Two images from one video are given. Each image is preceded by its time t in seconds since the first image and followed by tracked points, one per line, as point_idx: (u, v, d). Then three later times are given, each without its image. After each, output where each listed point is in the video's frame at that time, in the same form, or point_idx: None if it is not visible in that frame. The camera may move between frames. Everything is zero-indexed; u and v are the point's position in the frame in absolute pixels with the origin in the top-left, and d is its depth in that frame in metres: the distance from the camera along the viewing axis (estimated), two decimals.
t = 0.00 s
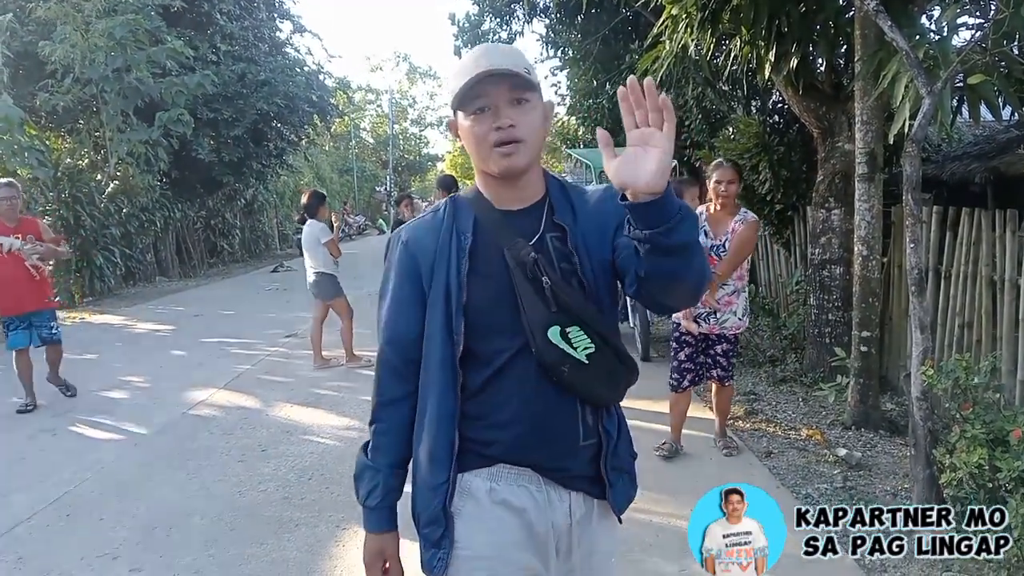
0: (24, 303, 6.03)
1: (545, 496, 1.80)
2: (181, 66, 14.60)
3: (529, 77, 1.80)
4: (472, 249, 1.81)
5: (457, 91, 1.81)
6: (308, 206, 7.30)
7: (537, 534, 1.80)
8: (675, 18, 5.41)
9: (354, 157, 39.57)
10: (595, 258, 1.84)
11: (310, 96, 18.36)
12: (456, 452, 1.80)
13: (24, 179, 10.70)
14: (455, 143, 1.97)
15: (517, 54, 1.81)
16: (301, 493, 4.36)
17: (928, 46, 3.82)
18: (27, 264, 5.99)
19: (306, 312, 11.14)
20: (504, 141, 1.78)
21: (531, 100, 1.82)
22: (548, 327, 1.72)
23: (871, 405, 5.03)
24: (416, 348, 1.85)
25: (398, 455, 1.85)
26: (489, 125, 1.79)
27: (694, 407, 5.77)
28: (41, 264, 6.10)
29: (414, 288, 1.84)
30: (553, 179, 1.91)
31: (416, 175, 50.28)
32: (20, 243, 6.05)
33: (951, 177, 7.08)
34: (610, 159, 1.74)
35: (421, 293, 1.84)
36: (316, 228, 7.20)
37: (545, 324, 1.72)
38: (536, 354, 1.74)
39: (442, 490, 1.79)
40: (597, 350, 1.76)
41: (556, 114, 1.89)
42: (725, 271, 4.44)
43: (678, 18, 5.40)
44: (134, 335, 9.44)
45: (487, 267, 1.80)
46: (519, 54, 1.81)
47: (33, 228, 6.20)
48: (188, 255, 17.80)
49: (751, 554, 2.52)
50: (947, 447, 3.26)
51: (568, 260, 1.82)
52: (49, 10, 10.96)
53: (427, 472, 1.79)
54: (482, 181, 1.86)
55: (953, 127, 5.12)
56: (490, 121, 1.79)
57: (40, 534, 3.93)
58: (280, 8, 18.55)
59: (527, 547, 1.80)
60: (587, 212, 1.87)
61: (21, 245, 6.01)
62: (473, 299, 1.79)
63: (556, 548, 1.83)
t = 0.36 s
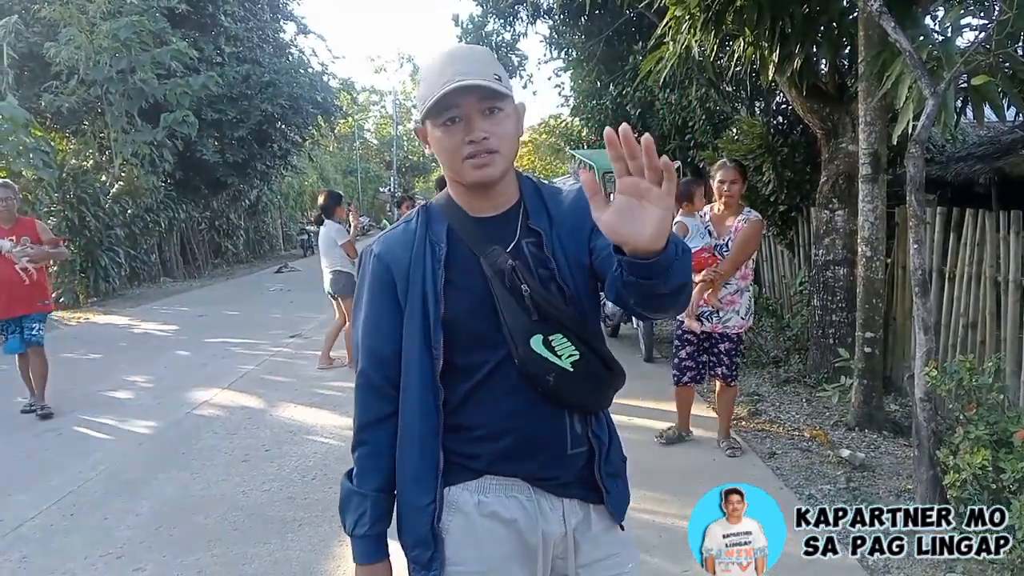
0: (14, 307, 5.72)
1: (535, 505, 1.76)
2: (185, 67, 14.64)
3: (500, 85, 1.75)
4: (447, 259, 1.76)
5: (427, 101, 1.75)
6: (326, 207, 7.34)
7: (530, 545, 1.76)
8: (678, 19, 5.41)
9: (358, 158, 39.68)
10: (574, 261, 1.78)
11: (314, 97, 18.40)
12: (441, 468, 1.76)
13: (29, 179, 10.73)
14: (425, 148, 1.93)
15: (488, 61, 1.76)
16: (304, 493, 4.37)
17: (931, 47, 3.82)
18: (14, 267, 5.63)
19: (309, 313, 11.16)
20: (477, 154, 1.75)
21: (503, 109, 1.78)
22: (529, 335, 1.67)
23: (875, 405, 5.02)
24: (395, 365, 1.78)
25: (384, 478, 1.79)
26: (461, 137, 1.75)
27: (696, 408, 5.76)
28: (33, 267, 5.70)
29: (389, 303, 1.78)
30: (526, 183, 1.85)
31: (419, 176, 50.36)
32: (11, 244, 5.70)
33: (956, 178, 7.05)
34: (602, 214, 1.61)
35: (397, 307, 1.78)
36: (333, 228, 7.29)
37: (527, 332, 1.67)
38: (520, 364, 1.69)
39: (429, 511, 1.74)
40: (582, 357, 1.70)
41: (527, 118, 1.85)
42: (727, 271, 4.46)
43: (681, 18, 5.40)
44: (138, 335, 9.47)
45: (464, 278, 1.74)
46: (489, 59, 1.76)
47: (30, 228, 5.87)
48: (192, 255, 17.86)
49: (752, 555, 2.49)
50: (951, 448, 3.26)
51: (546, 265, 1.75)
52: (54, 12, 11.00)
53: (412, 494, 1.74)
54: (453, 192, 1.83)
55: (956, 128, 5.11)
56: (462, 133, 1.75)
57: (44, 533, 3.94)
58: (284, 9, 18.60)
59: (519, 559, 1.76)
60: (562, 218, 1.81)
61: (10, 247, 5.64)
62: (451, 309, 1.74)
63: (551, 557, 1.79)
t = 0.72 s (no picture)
0: (9, 310, 5.70)
1: (540, 507, 1.75)
2: (189, 66, 14.66)
3: (505, 77, 1.75)
4: (454, 256, 1.75)
5: (431, 94, 1.75)
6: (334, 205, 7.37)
7: (534, 547, 1.76)
8: (681, 17, 5.40)
9: (361, 157, 39.67)
10: (579, 259, 1.80)
11: (316, 95, 18.40)
12: (448, 467, 1.75)
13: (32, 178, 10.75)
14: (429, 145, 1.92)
15: (491, 54, 1.76)
16: (307, 491, 4.38)
17: (934, 45, 3.81)
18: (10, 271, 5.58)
19: (312, 311, 11.17)
20: (484, 146, 1.73)
21: (508, 101, 1.77)
22: (535, 334, 1.67)
23: (878, 404, 5.01)
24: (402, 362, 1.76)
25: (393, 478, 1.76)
26: (467, 128, 1.73)
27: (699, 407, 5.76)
28: (28, 271, 5.64)
29: (395, 300, 1.76)
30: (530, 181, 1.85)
31: (422, 174, 50.37)
32: (8, 247, 5.65)
33: (959, 177, 7.02)
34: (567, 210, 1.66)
35: (404, 304, 1.76)
36: (340, 228, 7.28)
37: (534, 331, 1.68)
38: (525, 362, 1.69)
39: (438, 510, 1.73)
40: (587, 356, 1.72)
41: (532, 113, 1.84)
42: (715, 267, 4.48)
43: (684, 16, 5.41)
44: (141, 334, 9.49)
45: (470, 275, 1.74)
46: (493, 52, 1.76)
47: (31, 230, 5.78)
48: (196, 254, 17.89)
49: (751, 554, 2.48)
50: (954, 447, 3.26)
51: (551, 264, 1.77)
52: (57, 11, 11.00)
53: (421, 493, 1.72)
54: (459, 184, 1.81)
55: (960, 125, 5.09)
56: (470, 124, 1.73)
57: (47, 531, 3.95)
58: (286, 7, 18.60)
59: (524, 560, 1.76)
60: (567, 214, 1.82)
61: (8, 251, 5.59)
62: (458, 308, 1.73)
63: (555, 559, 1.78)
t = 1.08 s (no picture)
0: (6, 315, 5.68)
1: (549, 501, 1.76)
2: (189, 71, 14.68)
3: (533, 78, 1.77)
4: (474, 254, 1.76)
5: (460, 91, 1.78)
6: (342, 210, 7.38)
7: (543, 541, 1.77)
8: (681, 21, 5.41)
9: (361, 161, 39.71)
10: (597, 256, 1.79)
11: (316, 100, 18.43)
12: (462, 461, 1.75)
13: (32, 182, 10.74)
14: (457, 148, 1.95)
15: (521, 57, 1.79)
16: (308, 496, 4.38)
17: (933, 48, 3.81)
18: (7, 276, 5.60)
19: (312, 315, 11.17)
20: (507, 143, 1.75)
21: (535, 104, 1.79)
22: (548, 333, 1.68)
23: (878, 407, 5.01)
24: (421, 355, 1.77)
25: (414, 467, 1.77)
26: (491, 126, 1.76)
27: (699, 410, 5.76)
28: (26, 276, 5.65)
29: (417, 295, 1.77)
30: (554, 181, 1.86)
31: (421, 178, 50.41)
32: (6, 251, 5.64)
33: (958, 180, 7.04)
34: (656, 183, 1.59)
35: (425, 298, 1.77)
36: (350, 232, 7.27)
37: (546, 330, 1.68)
38: (537, 361, 1.69)
39: (450, 501, 1.73)
40: (598, 358, 1.70)
41: (558, 119, 1.86)
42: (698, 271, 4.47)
43: (684, 20, 5.42)
44: (141, 338, 9.48)
45: (488, 273, 1.75)
46: (522, 55, 1.79)
47: (29, 235, 5.74)
48: (195, 258, 17.89)
49: (752, 555, 2.48)
50: (955, 450, 3.26)
51: (566, 263, 1.78)
52: (58, 16, 11.01)
53: (437, 484, 1.73)
54: (482, 184, 1.82)
55: (961, 128, 5.09)
56: (493, 122, 1.76)
57: (47, 537, 3.94)
58: (286, 12, 18.63)
59: (533, 553, 1.78)
60: (588, 210, 1.82)
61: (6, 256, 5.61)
62: (476, 305, 1.74)
63: (562, 554, 1.80)
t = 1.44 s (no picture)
0: None
1: (564, 485, 1.82)
2: (186, 72, 14.66)
3: (560, 83, 1.84)
4: (499, 248, 1.84)
5: (489, 94, 1.86)
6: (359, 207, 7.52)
7: (558, 524, 1.83)
8: (678, 21, 5.42)
9: (358, 162, 39.65)
10: (618, 257, 1.88)
11: (313, 100, 18.41)
12: (482, 444, 1.82)
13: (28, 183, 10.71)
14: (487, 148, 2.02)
15: (548, 62, 1.86)
16: (306, 496, 4.38)
17: (930, 48, 3.82)
18: None
19: (309, 316, 11.15)
20: (534, 144, 1.82)
21: (560, 106, 1.86)
22: (568, 326, 1.76)
23: (876, 407, 5.02)
24: (446, 342, 1.85)
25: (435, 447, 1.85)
26: (519, 128, 1.83)
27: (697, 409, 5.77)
28: (18, 278, 5.55)
29: (442, 286, 1.85)
30: (577, 183, 1.94)
31: (419, 178, 50.34)
32: None
33: (955, 179, 7.05)
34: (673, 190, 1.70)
35: (450, 288, 1.85)
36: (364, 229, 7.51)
37: (566, 323, 1.76)
38: (557, 352, 1.78)
39: (469, 479, 1.81)
40: (615, 349, 1.80)
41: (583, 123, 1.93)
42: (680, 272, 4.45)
43: (681, 20, 5.43)
44: (138, 339, 9.46)
45: (511, 266, 1.82)
46: (549, 61, 1.86)
47: (13, 237, 5.76)
48: (192, 259, 17.84)
49: (752, 554, 2.49)
50: (953, 449, 3.26)
51: (587, 261, 1.85)
52: (55, 17, 10.99)
53: (456, 463, 1.81)
54: (509, 183, 1.89)
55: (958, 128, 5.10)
56: (522, 125, 1.83)
57: (46, 538, 3.93)
58: (283, 13, 18.60)
59: (547, 535, 1.84)
60: (609, 212, 1.90)
61: None
62: (499, 298, 1.82)
63: (575, 537, 1.86)
